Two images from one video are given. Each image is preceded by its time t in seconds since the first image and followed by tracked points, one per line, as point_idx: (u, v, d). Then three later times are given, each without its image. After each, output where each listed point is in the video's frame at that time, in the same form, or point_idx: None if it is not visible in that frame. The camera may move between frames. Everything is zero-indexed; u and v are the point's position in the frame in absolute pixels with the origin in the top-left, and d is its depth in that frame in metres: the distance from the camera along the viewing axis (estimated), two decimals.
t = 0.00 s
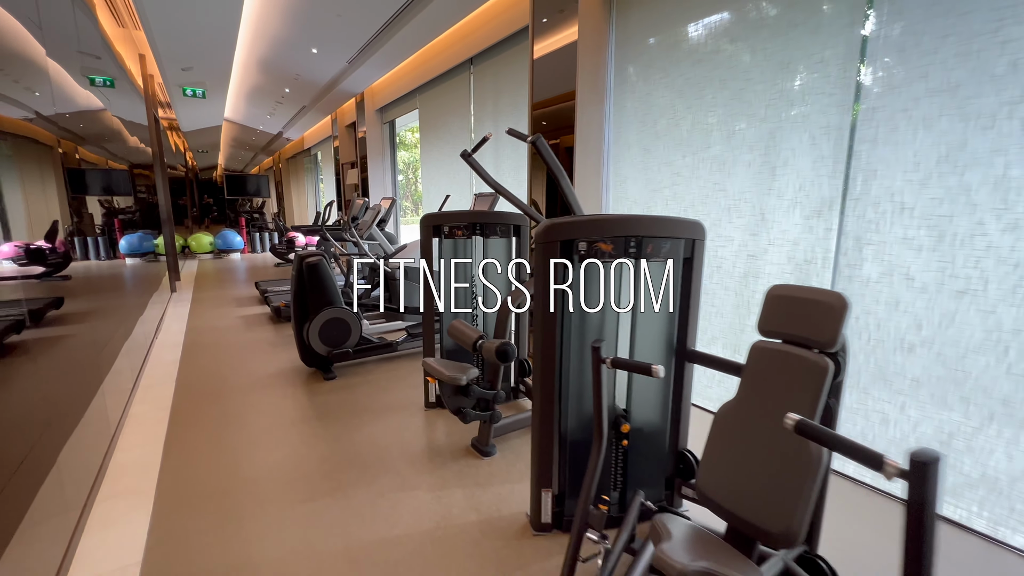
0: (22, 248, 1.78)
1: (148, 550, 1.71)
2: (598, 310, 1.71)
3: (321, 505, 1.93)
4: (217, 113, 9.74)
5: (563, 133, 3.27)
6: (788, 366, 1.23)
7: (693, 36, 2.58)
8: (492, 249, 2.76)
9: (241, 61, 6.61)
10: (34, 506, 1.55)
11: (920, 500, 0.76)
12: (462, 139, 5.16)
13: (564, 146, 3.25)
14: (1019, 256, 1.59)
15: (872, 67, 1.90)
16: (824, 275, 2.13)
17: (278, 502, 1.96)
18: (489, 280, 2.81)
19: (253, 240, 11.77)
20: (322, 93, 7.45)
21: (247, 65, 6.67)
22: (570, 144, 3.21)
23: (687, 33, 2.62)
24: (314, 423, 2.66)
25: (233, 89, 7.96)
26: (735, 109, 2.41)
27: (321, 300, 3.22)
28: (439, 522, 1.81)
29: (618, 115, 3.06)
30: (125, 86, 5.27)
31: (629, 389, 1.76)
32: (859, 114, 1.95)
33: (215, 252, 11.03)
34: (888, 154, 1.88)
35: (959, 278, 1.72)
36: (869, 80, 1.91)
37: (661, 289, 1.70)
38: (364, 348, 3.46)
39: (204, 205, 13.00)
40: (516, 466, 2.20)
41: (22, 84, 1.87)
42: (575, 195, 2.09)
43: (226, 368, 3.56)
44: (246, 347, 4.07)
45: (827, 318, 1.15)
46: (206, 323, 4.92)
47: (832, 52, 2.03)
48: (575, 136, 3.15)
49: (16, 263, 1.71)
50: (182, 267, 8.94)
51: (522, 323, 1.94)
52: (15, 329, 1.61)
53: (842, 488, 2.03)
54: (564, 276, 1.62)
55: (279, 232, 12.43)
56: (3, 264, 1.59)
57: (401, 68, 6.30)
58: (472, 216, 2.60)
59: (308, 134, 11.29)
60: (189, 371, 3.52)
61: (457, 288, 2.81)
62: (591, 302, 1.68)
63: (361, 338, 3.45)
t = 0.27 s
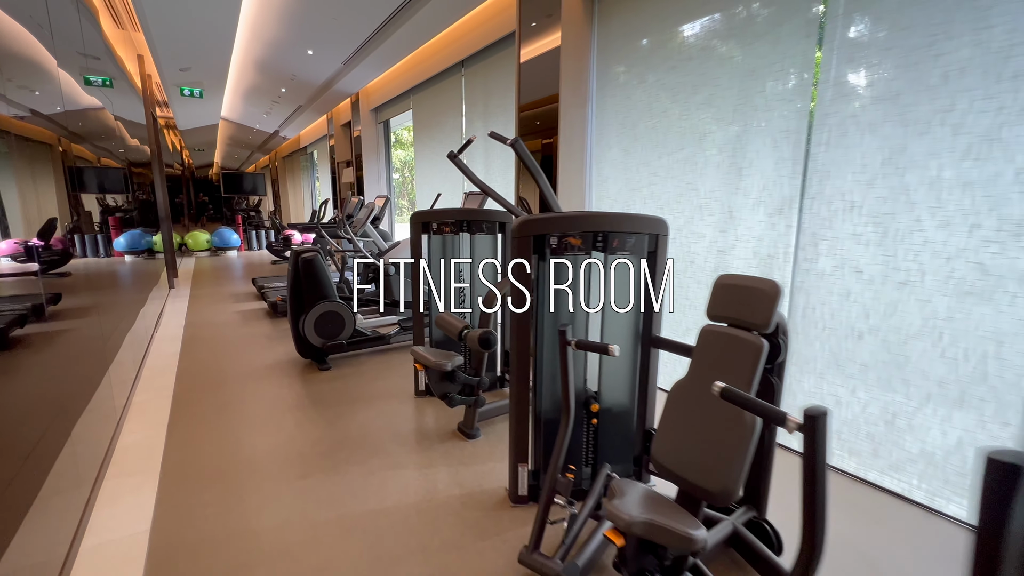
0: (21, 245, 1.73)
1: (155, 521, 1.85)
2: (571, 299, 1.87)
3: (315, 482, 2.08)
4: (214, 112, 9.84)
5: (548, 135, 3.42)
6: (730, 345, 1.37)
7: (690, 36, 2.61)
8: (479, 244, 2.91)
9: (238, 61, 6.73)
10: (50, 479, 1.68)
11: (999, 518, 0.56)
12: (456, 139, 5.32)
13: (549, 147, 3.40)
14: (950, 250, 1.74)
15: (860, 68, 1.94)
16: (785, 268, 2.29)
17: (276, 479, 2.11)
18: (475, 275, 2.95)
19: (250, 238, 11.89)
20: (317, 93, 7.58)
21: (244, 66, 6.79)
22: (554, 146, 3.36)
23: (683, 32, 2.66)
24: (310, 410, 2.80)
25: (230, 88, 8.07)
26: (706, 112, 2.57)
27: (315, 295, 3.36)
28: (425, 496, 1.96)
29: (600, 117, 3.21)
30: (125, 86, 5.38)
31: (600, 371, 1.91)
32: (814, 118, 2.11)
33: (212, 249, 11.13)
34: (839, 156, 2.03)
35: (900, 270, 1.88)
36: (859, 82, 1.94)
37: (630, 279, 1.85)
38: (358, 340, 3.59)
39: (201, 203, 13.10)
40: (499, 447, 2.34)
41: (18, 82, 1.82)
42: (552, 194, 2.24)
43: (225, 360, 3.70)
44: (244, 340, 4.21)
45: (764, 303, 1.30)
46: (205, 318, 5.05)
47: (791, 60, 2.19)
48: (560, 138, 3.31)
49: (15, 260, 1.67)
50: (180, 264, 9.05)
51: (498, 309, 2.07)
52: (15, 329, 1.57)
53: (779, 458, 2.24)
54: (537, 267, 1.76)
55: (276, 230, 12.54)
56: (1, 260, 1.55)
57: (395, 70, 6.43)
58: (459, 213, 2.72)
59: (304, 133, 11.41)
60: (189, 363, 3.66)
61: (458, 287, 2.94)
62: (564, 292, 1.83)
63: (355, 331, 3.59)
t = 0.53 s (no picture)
0: (22, 240, 1.71)
1: (163, 491, 2.00)
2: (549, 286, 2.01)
3: (312, 457, 2.23)
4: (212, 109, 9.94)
5: (536, 133, 3.57)
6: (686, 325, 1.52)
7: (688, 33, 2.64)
8: (467, 237, 3.06)
9: (236, 59, 6.84)
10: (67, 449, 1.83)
11: (838, 479, 0.41)
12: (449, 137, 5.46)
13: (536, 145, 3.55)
14: (896, 240, 1.90)
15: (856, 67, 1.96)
16: (753, 259, 2.44)
17: (275, 455, 2.26)
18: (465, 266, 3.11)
19: (248, 234, 12.01)
20: (314, 90, 7.69)
21: (243, 63, 6.91)
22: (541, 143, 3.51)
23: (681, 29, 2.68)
24: (307, 394, 2.96)
25: (228, 85, 8.18)
26: (683, 112, 2.71)
27: (313, 286, 3.51)
28: (413, 469, 2.11)
29: (585, 116, 3.35)
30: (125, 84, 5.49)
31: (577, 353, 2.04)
32: (778, 120, 2.26)
33: (210, 244, 11.24)
34: (800, 155, 2.19)
35: (853, 260, 2.03)
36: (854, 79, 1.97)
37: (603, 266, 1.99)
38: (353, 330, 3.75)
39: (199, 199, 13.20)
40: (484, 426, 2.51)
41: (16, 78, 1.78)
42: (535, 189, 2.40)
43: (225, 349, 3.85)
44: (243, 330, 4.36)
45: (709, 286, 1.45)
46: (204, 310, 5.19)
47: (758, 65, 2.34)
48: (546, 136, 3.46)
49: (17, 254, 1.66)
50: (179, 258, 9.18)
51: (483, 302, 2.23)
52: (16, 324, 1.54)
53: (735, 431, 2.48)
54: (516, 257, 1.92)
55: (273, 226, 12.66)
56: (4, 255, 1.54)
57: (391, 68, 6.55)
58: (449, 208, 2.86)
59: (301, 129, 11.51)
60: (191, 351, 3.81)
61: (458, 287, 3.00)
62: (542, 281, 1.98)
63: (350, 321, 3.74)
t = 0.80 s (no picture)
0: (23, 237, 1.64)
1: (166, 471, 2.13)
2: (527, 280, 2.15)
3: (306, 441, 2.36)
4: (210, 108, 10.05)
5: (524, 135, 3.71)
6: (646, 315, 1.67)
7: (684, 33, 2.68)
8: (456, 234, 3.20)
9: (234, 60, 6.95)
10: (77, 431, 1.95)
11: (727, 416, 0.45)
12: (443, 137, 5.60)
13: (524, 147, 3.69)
14: (850, 238, 2.05)
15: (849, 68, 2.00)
16: (723, 256, 2.59)
17: (272, 439, 2.39)
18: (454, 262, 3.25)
19: (246, 232, 12.13)
20: (311, 90, 7.80)
21: (240, 64, 7.02)
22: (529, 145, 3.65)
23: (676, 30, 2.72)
24: (302, 384, 3.09)
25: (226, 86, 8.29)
26: (661, 116, 2.86)
27: (308, 281, 3.64)
28: (402, 451, 2.25)
29: (570, 119, 3.49)
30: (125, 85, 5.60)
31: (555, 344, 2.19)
32: (746, 124, 2.40)
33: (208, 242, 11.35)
34: (764, 158, 2.33)
35: (812, 256, 2.18)
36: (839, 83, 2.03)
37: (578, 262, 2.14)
38: (348, 324, 3.89)
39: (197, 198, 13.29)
40: (469, 413, 2.65)
41: (13, 68, 1.69)
42: (519, 189, 2.54)
43: (223, 343, 3.98)
44: (241, 325, 4.50)
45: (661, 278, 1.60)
46: (203, 306, 5.32)
47: (728, 72, 2.48)
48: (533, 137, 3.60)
49: (17, 252, 1.59)
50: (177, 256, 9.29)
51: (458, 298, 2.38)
52: (15, 319, 1.52)
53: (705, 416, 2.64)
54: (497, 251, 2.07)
55: (271, 224, 12.77)
56: (5, 253, 1.47)
57: (386, 69, 6.67)
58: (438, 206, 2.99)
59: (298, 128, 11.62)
60: (190, 345, 3.94)
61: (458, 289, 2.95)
62: (522, 275, 2.13)
63: (344, 315, 3.88)
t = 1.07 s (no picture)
0: (25, 233, 1.67)
1: (166, 451, 2.25)
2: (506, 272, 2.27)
3: (300, 424, 2.49)
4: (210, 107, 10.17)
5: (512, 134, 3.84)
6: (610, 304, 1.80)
7: (685, 31, 2.66)
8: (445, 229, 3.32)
9: (233, 59, 7.06)
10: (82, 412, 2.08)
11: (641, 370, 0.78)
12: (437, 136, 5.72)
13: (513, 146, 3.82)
14: (810, 232, 2.17)
15: (825, 68, 2.06)
16: (698, 249, 2.69)
17: (267, 423, 2.52)
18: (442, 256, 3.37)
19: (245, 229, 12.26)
20: (309, 89, 7.92)
21: (239, 63, 7.13)
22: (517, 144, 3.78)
23: (676, 27, 2.71)
24: (297, 373, 3.22)
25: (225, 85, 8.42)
26: (640, 116, 2.98)
27: (303, 275, 3.77)
28: (389, 434, 2.38)
29: (556, 119, 3.62)
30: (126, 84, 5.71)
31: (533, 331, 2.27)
32: (717, 125, 2.53)
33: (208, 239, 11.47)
34: (736, 156, 2.45)
35: (777, 249, 2.31)
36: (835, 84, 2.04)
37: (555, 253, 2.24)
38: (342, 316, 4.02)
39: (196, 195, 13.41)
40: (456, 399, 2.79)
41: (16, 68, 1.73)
42: (501, 185, 2.66)
43: (222, 335, 4.11)
44: (240, 318, 4.63)
45: (624, 273, 1.71)
46: (203, 300, 5.45)
47: (701, 74, 2.61)
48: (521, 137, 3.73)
49: (21, 248, 1.62)
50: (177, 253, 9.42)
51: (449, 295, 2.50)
52: (20, 313, 1.54)
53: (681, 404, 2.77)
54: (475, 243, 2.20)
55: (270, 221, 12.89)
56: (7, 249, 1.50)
57: (382, 69, 6.79)
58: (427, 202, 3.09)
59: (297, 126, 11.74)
60: (190, 337, 4.07)
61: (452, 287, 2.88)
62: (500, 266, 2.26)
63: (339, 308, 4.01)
